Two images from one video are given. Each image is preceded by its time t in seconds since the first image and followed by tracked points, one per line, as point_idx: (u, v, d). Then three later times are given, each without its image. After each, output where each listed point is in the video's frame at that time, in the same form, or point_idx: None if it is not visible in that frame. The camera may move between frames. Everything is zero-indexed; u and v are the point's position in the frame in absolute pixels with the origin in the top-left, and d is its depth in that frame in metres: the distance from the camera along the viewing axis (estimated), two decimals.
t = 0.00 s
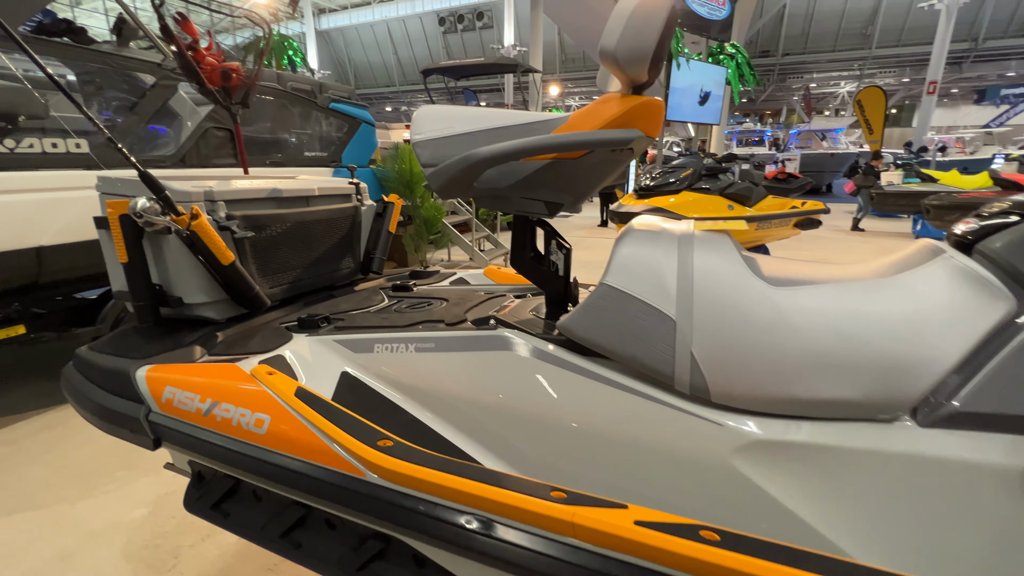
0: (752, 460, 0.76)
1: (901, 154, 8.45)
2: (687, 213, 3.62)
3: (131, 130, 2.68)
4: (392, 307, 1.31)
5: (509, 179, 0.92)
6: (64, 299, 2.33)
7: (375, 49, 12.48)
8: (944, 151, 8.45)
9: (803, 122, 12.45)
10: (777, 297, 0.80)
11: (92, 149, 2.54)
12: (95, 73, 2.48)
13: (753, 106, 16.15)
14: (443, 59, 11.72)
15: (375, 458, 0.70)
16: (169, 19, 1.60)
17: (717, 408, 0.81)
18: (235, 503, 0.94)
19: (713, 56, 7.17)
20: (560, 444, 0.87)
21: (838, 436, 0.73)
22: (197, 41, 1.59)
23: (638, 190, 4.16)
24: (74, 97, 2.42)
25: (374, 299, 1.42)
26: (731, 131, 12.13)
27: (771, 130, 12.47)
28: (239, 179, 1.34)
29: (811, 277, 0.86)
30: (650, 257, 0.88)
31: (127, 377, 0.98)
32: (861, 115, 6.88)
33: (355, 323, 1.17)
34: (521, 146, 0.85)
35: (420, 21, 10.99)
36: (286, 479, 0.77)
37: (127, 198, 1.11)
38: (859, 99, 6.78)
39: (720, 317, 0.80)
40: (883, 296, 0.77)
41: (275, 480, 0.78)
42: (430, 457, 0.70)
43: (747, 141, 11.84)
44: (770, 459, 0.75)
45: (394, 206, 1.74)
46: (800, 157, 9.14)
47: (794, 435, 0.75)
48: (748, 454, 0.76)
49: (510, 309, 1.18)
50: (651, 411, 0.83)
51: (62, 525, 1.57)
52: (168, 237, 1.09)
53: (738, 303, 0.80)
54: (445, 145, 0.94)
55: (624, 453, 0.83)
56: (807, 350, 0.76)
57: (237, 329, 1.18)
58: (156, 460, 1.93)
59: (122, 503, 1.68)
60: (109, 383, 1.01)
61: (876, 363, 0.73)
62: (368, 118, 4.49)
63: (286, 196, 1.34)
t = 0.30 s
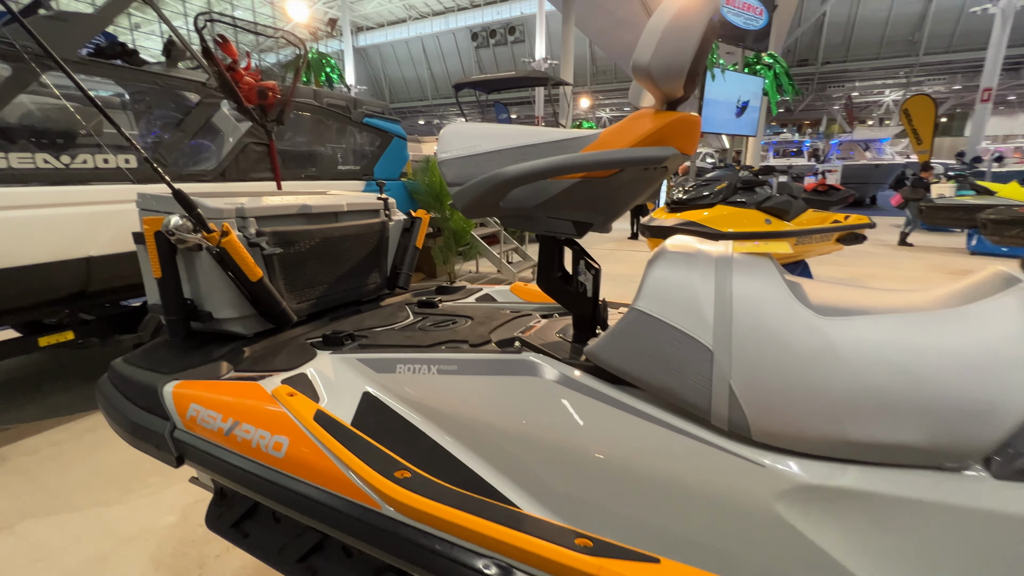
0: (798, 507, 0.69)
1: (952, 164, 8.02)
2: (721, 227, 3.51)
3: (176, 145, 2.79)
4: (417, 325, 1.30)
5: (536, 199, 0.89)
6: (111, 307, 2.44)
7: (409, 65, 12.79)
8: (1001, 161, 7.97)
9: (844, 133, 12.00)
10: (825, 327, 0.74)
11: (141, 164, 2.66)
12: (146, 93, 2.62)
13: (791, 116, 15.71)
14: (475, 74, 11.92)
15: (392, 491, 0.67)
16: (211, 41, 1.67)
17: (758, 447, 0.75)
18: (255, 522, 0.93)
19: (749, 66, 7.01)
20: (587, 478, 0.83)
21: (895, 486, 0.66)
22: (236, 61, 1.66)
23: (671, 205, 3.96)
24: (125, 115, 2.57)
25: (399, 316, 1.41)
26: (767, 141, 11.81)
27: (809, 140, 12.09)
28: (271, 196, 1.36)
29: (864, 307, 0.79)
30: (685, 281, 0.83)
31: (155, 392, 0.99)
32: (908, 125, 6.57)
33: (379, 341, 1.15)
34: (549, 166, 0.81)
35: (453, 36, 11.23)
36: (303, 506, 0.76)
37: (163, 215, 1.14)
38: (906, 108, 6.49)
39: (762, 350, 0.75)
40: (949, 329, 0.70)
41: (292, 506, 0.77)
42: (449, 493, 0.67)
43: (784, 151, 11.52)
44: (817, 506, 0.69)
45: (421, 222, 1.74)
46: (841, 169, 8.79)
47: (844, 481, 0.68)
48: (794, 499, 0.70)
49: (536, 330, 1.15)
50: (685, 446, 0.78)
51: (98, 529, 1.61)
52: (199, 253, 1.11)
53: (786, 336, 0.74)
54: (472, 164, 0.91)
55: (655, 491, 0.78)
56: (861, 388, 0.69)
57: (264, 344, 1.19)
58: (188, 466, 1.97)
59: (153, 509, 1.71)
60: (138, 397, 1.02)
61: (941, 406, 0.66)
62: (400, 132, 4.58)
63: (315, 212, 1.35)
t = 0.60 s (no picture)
0: (844, 563, 0.63)
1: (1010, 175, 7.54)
2: (757, 242, 3.37)
3: (217, 161, 2.90)
4: (438, 344, 1.27)
5: (560, 220, 0.86)
6: (151, 316, 2.54)
7: (442, 80, 13.04)
8: None
9: (889, 143, 11.50)
10: (876, 364, 0.67)
11: (182, 180, 2.76)
12: (187, 111, 2.76)
13: (831, 126, 15.19)
14: (505, 87, 12.06)
15: (403, 528, 0.66)
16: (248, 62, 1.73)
17: (798, 492, 0.69)
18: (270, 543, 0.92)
19: (786, 76, 6.80)
20: (610, 517, 0.78)
21: (956, 546, 0.59)
22: (271, 82, 1.70)
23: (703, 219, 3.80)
24: (170, 131, 2.71)
25: (421, 334, 1.40)
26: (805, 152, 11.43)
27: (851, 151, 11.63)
28: (299, 213, 1.38)
29: (920, 341, 0.72)
30: (718, 308, 0.78)
31: (178, 409, 1.00)
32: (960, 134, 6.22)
33: (400, 361, 1.14)
34: (574, 187, 0.78)
35: (485, 52, 11.42)
36: (315, 536, 0.75)
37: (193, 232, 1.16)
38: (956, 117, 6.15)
39: (804, 386, 0.68)
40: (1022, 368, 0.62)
41: (305, 535, 0.76)
42: (461, 534, 0.66)
43: (823, 162, 11.11)
44: (865, 563, 0.62)
45: (446, 238, 1.73)
46: (887, 180, 8.39)
47: (896, 537, 0.61)
48: (839, 555, 0.63)
49: (559, 353, 1.11)
50: (717, 487, 0.72)
51: (129, 534, 1.65)
52: (227, 270, 1.13)
53: (830, 372, 0.68)
54: (494, 184, 0.89)
55: (684, 535, 0.72)
56: (920, 433, 0.62)
57: (287, 360, 1.19)
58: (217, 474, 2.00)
59: (181, 516, 1.74)
60: (164, 413, 1.04)
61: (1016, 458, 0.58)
62: (430, 146, 4.64)
63: (341, 229, 1.35)
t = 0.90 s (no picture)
0: None
1: None
2: (794, 257, 3.23)
3: (252, 175, 2.99)
4: (457, 362, 1.25)
5: (581, 240, 0.83)
6: (186, 325, 2.62)
7: (472, 94, 13.25)
8: None
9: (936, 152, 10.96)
10: (929, 404, 0.61)
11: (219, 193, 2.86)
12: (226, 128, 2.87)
13: (873, 136, 14.62)
14: (534, 101, 12.16)
15: (405, 562, 0.65)
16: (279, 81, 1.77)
17: (840, 542, 0.63)
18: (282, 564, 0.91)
19: (824, 85, 6.58)
20: (632, 557, 0.73)
21: None
22: (300, 100, 1.74)
23: (736, 232, 3.67)
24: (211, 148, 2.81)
25: (441, 351, 1.38)
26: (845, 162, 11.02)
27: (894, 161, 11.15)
28: (323, 229, 1.39)
29: (979, 375, 0.65)
30: (748, 336, 0.72)
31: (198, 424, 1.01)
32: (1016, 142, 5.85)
33: (417, 380, 1.12)
34: (594, 207, 0.75)
35: (514, 66, 11.56)
36: (320, 563, 0.74)
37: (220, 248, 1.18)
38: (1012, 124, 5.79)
39: (844, 425, 0.62)
40: None
41: (311, 562, 0.76)
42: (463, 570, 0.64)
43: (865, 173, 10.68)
44: None
45: (468, 253, 1.72)
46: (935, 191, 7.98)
47: None
48: None
49: (580, 376, 1.07)
50: (748, 532, 0.67)
51: (157, 540, 1.68)
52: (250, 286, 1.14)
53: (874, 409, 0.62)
54: (512, 203, 0.87)
55: None
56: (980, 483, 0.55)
57: (307, 376, 1.19)
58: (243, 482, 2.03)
59: (207, 524, 1.76)
60: (185, 427, 1.05)
61: None
62: (458, 159, 4.69)
63: (364, 244, 1.36)
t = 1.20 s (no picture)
0: None
1: None
2: (830, 270, 3.09)
3: (281, 187, 3.06)
4: (473, 379, 1.23)
5: (599, 257, 0.79)
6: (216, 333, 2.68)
7: (499, 105, 13.37)
8: None
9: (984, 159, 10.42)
10: (987, 443, 0.54)
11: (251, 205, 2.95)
12: (258, 142, 2.96)
13: (914, 143, 14.02)
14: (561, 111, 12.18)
15: None
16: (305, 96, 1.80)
17: None
18: None
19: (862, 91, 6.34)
20: None
21: None
22: (325, 114, 1.77)
23: (767, 244, 3.55)
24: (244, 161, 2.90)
25: (459, 366, 1.35)
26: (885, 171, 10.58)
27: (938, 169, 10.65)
28: (343, 241, 1.39)
29: None
30: (779, 361, 0.67)
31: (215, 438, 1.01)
32: None
33: (432, 396, 1.09)
34: (612, 222, 0.71)
35: (541, 78, 11.62)
36: None
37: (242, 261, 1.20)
38: None
39: (887, 463, 0.57)
40: None
41: None
42: None
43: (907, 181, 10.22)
44: None
45: (488, 266, 1.69)
46: (984, 200, 7.55)
47: None
48: None
49: (599, 396, 1.02)
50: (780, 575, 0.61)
51: (180, 547, 1.70)
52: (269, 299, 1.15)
53: (923, 446, 0.56)
54: (528, 218, 0.84)
55: None
56: None
57: (323, 389, 1.18)
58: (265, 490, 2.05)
59: (228, 532, 1.77)
60: (202, 440, 1.05)
61: None
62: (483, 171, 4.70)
63: (382, 257, 1.35)
